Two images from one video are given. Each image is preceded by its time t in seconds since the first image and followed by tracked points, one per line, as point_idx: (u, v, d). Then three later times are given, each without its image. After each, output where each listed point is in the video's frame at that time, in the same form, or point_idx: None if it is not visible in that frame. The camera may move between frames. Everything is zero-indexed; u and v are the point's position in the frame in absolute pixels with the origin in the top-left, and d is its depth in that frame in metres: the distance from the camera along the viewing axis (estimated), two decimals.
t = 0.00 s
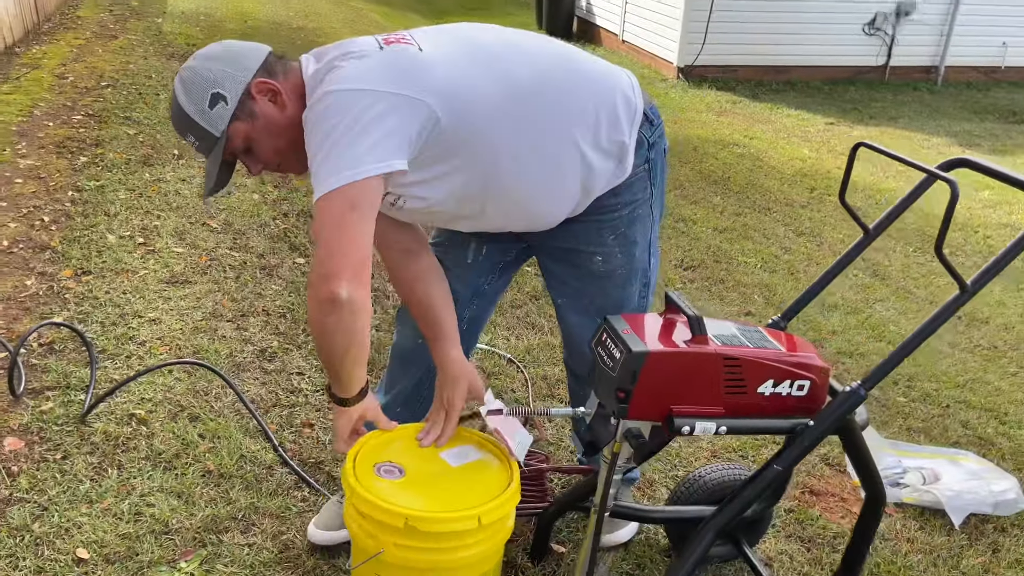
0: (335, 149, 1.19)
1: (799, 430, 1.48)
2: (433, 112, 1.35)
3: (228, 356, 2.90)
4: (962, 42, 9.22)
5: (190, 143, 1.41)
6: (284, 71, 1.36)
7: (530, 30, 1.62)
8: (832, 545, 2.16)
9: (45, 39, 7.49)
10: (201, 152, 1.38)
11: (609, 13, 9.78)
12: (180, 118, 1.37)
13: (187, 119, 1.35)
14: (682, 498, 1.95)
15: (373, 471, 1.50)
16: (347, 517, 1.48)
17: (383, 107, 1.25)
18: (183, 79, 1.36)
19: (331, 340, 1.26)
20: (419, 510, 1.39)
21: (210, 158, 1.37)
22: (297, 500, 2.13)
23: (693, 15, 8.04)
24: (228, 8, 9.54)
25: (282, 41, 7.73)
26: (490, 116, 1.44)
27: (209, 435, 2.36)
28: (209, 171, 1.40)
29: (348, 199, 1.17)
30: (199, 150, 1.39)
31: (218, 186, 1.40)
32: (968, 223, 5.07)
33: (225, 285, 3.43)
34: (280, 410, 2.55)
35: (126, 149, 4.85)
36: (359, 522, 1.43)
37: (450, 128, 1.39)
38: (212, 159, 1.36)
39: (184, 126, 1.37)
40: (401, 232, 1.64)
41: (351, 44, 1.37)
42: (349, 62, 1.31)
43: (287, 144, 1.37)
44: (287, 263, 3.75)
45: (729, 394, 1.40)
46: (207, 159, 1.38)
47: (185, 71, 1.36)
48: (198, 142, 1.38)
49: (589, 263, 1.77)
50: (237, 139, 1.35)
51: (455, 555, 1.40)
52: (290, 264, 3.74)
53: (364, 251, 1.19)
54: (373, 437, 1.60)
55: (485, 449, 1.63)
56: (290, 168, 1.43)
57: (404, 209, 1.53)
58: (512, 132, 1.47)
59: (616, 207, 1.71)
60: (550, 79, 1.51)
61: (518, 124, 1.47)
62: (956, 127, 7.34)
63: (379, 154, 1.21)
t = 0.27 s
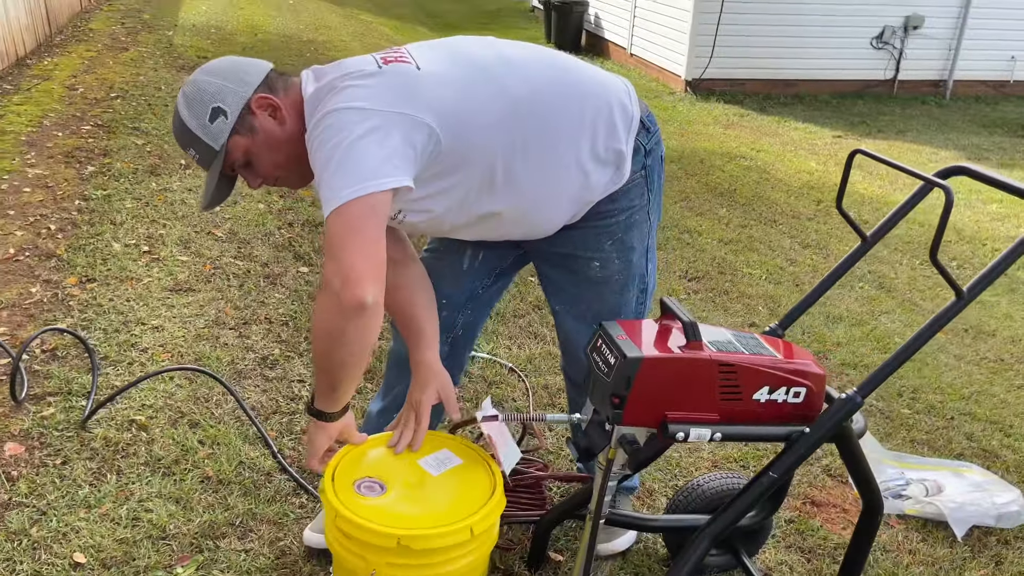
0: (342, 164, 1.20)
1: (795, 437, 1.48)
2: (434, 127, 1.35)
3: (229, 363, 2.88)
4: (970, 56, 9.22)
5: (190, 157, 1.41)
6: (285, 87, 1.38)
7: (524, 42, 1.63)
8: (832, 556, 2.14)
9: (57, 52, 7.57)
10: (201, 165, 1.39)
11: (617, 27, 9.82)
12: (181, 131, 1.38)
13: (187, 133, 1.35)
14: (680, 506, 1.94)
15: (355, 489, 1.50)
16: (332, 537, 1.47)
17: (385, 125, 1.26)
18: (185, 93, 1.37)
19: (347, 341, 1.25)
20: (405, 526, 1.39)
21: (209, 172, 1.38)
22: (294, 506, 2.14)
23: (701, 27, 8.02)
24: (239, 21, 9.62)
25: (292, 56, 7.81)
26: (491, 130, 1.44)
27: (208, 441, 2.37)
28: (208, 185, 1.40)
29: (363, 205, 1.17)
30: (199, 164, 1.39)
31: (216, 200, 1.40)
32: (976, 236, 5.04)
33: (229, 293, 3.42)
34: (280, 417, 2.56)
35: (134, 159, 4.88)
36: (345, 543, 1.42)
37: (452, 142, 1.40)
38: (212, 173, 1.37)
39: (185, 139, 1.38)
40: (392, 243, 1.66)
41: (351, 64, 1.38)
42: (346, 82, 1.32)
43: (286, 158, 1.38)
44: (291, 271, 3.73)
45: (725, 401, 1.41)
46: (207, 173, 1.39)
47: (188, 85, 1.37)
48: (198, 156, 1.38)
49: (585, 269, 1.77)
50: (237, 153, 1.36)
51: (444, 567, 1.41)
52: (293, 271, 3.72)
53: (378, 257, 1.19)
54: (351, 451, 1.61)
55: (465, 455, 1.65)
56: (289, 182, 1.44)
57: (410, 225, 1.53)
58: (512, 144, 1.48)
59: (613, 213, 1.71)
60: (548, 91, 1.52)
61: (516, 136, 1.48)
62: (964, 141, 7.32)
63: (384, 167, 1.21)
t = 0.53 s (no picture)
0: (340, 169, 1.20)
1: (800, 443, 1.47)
2: (431, 127, 1.35)
3: (233, 369, 2.88)
4: (975, 64, 9.23)
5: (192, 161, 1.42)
6: (285, 88, 1.38)
7: (524, 42, 1.63)
8: (838, 565, 2.13)
9: (64, 60, 7.61)
10: (202, 169, 1.40)
11: (621, 35, 9.84)
12: (182, 136, 1.39)
13: (189, 137, 1.36)
14: (685, 513, 1.93)
15: (363, 488, 1.49)
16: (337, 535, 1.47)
17: (382, 125, 1.26)
18: (185, 98, 1.38)
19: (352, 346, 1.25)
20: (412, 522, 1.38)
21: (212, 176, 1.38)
22: (297, 513, 2.14)
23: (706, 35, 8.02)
24: (245, 30, 9.66)
25: (298, 65, 7.85)
26: (488, 131, 1.44)
27: (212, 448, 2.36)
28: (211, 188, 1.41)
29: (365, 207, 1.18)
30: (201, 168, 1.40)
31: (219, 204, 1.41)
32: (981, 244, 5.03)
33: (233, 299, 3.42)
34: (283, 424, 2.55)
35: (139, 166, 4.89)
36: (351, 539, 1.42)
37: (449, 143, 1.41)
38: (214, 177, 1.38)
39: (186, 144, 1.39)
40: (399, 241, 1.70)
41: (348, 63, 1.38)
42: (345, 82, 1.32)
43: (287, 160, 1.39)
44: (296, 277, 3.72)
45: (729, 407, 1.40)
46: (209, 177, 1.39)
47: (187, 90, 1.38)
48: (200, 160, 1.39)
49: (585, 272, 1.76)
50: (238, 156, 1.37)
51: (449, 565, 1.40)
52: (298, 278, 3.72)
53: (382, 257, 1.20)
54: (356, 454, 1.61)
55: (468, 459, 1.65)
56: (291, 184, 1.45)
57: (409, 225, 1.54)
58: (510, 146, 1.48)
59: (613, 215, 1.71)
60: (547, 93, 1.52)
61: (516, 137, 1.48)
62: (969, 149, 7.31)
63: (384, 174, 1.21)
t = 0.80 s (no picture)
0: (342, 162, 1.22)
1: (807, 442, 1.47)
2: (439, 121, 1.35)
3: (237, 370, 2.87)
4: (978, 66, 9.22)
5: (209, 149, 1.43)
6: (302, 78, 1.39)
7: (542, 42, 1.63)
8: (844, 566, 2.12)
9: (68, 62, 7.63)
10: (218, 157, 1.40)
11: (624, 37, 9.84)
12: (199, 124, 1.39)
13: (205, 124, 1.37)
14: (691, 513, 1.93)
15: (367, 487, 1.49)
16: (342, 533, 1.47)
17: (391, 118, 1.26)
18: (204, 85, 1.39)
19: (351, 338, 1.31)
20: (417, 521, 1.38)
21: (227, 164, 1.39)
22: (302, 513, 2.14)
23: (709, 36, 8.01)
24: (248, 32, 9.68)
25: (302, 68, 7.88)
26: (498, 128, 1.44)
27: (216, 448, 2.37)
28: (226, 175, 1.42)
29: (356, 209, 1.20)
30: (217, 156, 1.41)
31: (234, 192, 1.41)
32: (986, 245, 5.01)
33: (237, 300, 3.42)
34: (288, 424, 2.55)
35: (143, 168, 4.90)
36: (356, 538, 1.42)
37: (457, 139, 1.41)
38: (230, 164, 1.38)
39: (203, 131, 1.39)
40: (413, 237, 1.69)
41: (362, 53, 1.39)
42: (356, 72, 1.32)
43: (302, 150, 1.39)
44: (299, 278, 3.72)
45: (735, 407, 1.40)
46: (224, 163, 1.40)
47: (205, 78, 1.39)
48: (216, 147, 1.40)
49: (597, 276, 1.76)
50: (255, 143, 1.37)
51: (453, 566, 1.39)
52: (301, 279, 3.72)
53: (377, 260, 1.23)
54: (362, 452, 1.61)
55: (473, 458, 1.65)
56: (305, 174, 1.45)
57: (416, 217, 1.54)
58: (520, 144, 1.47)
59: (626, 221, 1.71)
60: (560, 92, 1.51)
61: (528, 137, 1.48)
62: (972, 150, 7.30)
63: (385, 170, 1.22)
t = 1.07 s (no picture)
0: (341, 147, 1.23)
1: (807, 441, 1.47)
2: (441, 112, 1.35)
3: (239, 368, 2.87)
4: (982, 64, 9.19)
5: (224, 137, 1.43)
6: (315, 68, 1.39)
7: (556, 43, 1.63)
8: (846, 565, 2.12)
9: (70, 60, 7.64)
10: (233, 145, 1.40)
11: (627, 36, 9.83)
12: (214, 111, 1.40)
13: (219, 111, 1.37)
14: (692, 511, 1.93)
15: (368, 483, 1.50)
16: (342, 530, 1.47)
17: (392, 107, 1.27)
18: (220, 74, 1.39)
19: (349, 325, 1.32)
20: (417, 519, 1.38)
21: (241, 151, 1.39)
22: (303, 511, 2.14)
23: (712, 35, 8.00)
24: (250, 31, 9.68)
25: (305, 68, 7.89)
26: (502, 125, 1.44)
27: (218, 445, 2.37)
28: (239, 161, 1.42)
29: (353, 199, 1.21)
30: (232, 143, 1.41)
31: (247, 178, 1.42)
32: (989, 244, 5.00)
33: (239, 298, 3.42)
34: (289, 422, 2.55)
35: (146, 166, 4.90)
36: (356, 536, 1.42)
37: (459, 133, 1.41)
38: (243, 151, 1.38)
39: (217, 119, 1.40)
40: (423, 232, 1.73)
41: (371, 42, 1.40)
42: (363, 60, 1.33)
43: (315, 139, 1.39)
44: (301, 276, 3.72)
45: (737, 405, 1.40)
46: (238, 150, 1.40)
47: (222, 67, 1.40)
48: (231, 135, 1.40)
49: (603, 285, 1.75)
50: (268, 131, 1.37)
51: (453, 564, 1.39)
52: (303, 277, 3.72)
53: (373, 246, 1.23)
54: (362, 449, 1.61)
55: (475, 457, 1.65)
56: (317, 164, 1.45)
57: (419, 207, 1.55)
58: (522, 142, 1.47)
59: (633, 230, 1.69)
60: (567, 92, 1.51)
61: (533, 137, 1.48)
62: (976, 150, 7.29)
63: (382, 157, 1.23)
